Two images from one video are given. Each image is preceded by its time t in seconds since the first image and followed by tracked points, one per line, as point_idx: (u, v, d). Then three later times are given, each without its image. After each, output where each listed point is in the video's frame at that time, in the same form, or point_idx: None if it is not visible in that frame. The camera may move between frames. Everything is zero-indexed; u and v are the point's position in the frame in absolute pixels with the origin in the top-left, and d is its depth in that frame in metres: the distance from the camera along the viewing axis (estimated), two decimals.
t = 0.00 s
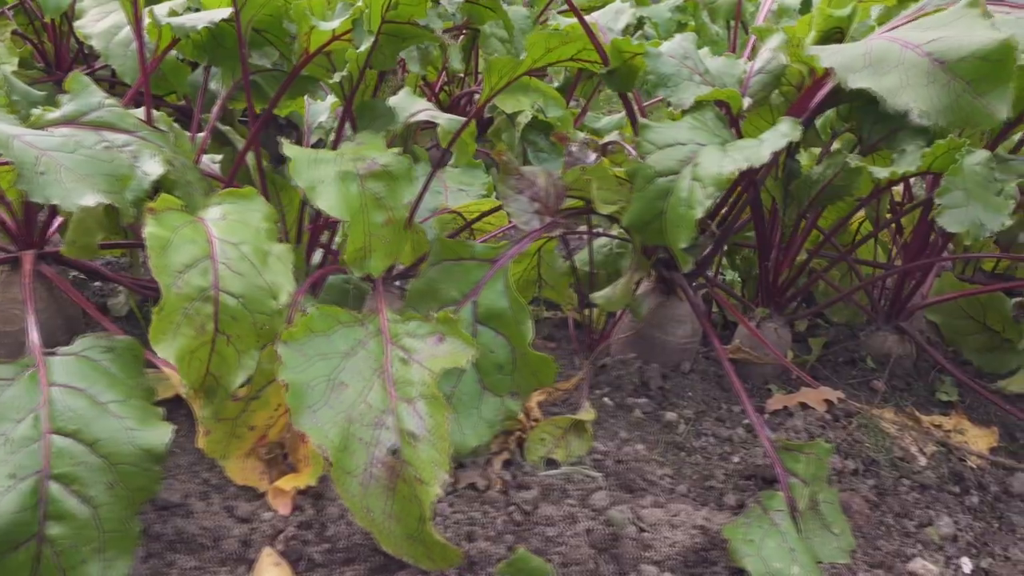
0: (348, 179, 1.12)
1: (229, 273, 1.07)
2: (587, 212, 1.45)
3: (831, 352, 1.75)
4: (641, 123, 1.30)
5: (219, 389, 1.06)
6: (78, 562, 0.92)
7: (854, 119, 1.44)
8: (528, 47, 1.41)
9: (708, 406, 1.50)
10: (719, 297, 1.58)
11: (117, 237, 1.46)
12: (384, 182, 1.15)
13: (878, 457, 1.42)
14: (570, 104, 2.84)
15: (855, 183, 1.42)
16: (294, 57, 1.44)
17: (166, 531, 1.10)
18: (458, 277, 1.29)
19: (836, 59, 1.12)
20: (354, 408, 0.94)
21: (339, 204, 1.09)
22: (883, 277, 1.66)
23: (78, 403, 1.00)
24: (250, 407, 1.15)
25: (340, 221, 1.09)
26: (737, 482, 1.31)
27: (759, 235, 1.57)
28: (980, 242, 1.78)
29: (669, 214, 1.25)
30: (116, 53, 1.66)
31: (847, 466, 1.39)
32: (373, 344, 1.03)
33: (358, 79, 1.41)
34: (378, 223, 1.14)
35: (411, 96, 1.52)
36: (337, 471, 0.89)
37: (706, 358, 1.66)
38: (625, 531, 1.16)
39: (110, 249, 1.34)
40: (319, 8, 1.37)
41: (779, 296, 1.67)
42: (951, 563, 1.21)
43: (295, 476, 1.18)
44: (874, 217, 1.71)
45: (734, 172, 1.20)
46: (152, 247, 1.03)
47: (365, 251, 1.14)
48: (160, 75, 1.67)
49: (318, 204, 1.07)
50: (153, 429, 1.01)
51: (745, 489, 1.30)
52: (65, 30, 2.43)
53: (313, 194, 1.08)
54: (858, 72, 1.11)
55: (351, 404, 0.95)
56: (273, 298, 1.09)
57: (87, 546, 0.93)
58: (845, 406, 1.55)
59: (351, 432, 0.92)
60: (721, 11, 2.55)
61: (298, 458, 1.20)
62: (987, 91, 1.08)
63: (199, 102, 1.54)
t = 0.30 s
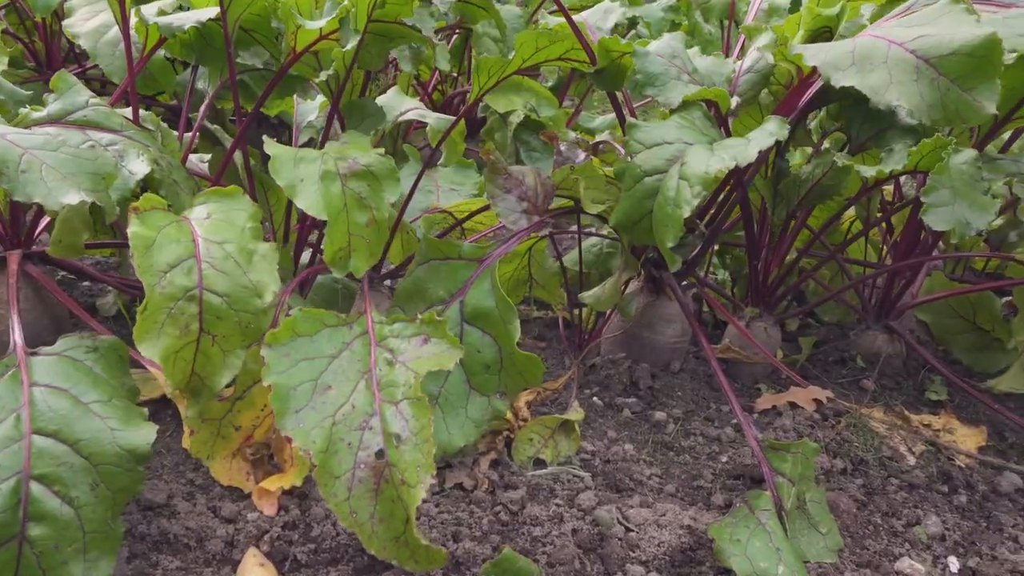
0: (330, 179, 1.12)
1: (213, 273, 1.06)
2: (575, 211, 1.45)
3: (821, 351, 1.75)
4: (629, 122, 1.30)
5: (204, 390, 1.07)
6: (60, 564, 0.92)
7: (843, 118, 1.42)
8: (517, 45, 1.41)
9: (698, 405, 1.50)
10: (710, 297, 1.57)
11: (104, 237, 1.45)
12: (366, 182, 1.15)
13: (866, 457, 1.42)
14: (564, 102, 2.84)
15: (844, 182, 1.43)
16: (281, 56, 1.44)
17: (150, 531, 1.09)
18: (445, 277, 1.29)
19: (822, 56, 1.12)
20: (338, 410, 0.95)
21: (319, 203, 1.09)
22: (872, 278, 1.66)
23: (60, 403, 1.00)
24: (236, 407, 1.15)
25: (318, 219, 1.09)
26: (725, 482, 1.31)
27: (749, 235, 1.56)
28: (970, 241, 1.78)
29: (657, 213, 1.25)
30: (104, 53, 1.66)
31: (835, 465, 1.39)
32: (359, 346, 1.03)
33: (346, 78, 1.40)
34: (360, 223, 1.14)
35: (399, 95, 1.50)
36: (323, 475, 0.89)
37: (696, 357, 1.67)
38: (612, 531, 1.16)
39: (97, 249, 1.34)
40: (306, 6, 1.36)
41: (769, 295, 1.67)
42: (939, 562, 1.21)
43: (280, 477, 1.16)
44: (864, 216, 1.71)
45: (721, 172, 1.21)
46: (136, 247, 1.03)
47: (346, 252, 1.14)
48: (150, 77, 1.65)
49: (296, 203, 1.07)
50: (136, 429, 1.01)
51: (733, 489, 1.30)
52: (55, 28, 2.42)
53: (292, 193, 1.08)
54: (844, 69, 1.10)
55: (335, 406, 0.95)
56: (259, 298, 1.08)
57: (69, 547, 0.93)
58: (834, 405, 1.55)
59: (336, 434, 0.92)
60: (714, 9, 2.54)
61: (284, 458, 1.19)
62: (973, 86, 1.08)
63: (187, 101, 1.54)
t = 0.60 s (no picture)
0: (315, 178, 1.11)
1: (197, 272, 1.06)
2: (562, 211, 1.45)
3: (812, 350, 1.75)
4: (616, 121, 1.30)
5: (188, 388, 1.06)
6: (41, 565, 0.92)
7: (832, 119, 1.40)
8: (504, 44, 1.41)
9: (687, 405, 1.50)
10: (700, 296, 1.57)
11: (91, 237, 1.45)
12: (351, 180, 1.14)
13: (855, 456, 1.42)
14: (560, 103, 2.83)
15: (832, 181, 1.42)
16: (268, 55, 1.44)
17: (134, 532, 1.09)
18: (431, 276, 1.28)
19: (806, 57, 1.12)
20: (317, 407, 0.95)
21: (303, 202, 1.09)
22: (861, 277, 1.66)
23: (42, 403, 0.99)
24: (221, 407, 1.15)
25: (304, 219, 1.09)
26: (713, 481, 1.31)
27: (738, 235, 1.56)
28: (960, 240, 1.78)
29: (643, 212, 1.24)
30: (95, 52, 1.65)
31: (823, 464, 1.38)
32: (340, 342, 1.03)
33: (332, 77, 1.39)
34: (346, 222, 1.13)
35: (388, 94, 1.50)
36: (301, 472, 0.89)
37: (685, 356, 1.67)
38: (597, 531, 1.15)
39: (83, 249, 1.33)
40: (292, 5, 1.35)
41: (758, 295, 1.67)
42: (926, 561, 1.21)
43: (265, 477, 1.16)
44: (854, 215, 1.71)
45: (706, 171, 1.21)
46: (118, 246, 1.03)
47: (331, 251, 1.14)
48: (140, 76, 1.64)
49: (281, 203, 1.07)
50: (118, 429, 1.00)
51: (721, 488, 1.30)
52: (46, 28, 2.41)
53: (277, 193, 1.08)
54: (828, 70, 1.10)
55: (314, 403, 0.95)
56: (243, 296, 1.07)
57: (51, 547, 0.93)
58: (823, 404, 1.55)
59: (315, 431, 0.92)
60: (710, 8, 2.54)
61: (269, 458, 1.19)
62: (957, 87, 1.08)
63: (174, 100, 1.53)
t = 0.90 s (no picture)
0: (301, 178, 1.10)
1: (180, 272, 1.06)
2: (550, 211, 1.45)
3: (802, 349, 1.75)
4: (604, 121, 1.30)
5: (170, 389, 1.06)
6: (22, 566, 0.91)
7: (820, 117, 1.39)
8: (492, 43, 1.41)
9: (675, 405, 1.50)
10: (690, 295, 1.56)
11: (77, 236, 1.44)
12: (338, 180, 1.13)
13: (844, 455, 1.42)
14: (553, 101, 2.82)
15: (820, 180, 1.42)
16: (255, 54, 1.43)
17: (118, 532, 1.08)
18: (418, 276, 1.28)
19: (789, 55, 1.11)
20: (300, 408, 0.95)
21: (290, 201, 1.08)
22: (852, 275, 1.66)
23: (23, 404, 0.98)
24: (205, 407, 1.14)
25: (290, 218, 1.07)
26: (700, 481, 1.31)
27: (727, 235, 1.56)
28: (951, 239, 1.78)
29: (630, 212, 1.24)
30: (82, 50, 1.64)
31: (812, 464, 1.38)
32: (324, 343, 1.03)
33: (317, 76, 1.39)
34: (332, 221, 1.13)
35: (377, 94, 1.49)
36: (283, 474, 0.89)
37: (674, 356, 1.67)
38: (584, 531, 1.15)
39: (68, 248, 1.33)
40: (279, 4, 1.35)
41: (748, 294, 1.67)
42: (913, 560, 1.21)
43: (251, 477, 1.15)
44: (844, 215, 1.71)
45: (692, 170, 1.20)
46: (100, 246, 1.02)
47: (319, 250, 1.13)
48: (128, 74, 1.62)
49: (267, 203, 1.06)
50: (100, 430, 1.00)
51: (708, 488, 1.30)
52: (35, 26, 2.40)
53: (262, 192, 1.07)
54: (810, 68, 1.10)
55: (297, 404, 0.95)
56: (227, 297, 1.07)
57: (32, 548, 0.92)
58: (812, 404, 1.55)
59: (297, 432, 0.92)
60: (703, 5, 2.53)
61: (255, 459, 1.19)
62: (939, 88, 1.09)
63: (161, 100, 1.52)
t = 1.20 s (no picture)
0: (281, 179, 1.11)
1: (164, 272, 1.05)
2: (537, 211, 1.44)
3: (790, 349, 1.74)
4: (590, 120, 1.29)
5: (155, 390, 1.05)
6: (2, 567, 0.91)
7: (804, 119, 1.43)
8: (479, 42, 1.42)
9: (664, 404, 1.50)
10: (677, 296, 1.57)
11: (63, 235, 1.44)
12: (320, 181, 1.13)
13: (831, 455, 1.42)
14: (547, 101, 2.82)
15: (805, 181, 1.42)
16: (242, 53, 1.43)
17: (101, 533, 1.08)
18: (404, 276, 1.27)
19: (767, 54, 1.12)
20: (281, 407, 0.94)
21: (267, 203, 1.09)
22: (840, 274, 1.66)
23: (4, 404, 0.97)
24: (190, 408, 1.14)
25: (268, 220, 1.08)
26: (688, 480, 1.31)
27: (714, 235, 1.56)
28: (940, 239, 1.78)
29: (616, 209, 1.23)
30: (70, 49, 1.63)
31: (800, 463, 1.38)
32: (307, 342, 1.02)
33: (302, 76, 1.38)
34: (315, 223, 1.13)
35: (364, 94, 1.49)
36: (264, 473, 0.89)
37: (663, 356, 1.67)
38: (569, 531, 1.15)
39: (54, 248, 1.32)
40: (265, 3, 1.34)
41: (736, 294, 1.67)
42: (900, 559, 1.20)
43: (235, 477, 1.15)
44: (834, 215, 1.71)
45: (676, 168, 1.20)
46: (81, 247, 1.02)
47: (301, 252, 1.13)
48: (117, 74, 1.61)
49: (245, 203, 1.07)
50: (81, 430, 0.99)
51: (695, 488, 1.30)
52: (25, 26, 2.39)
53: (241, 192, 1.08)
54: (785, 68, 1.11)
55: (278, 403, 0.94)
56: (211, 296, 1.06)
57: (12, 549, 0.92)
58: (800, 403, 1.55)
59: (279, 432, 0.92)
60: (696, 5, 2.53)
61: (240, 459, 1.18)
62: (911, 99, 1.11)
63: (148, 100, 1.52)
